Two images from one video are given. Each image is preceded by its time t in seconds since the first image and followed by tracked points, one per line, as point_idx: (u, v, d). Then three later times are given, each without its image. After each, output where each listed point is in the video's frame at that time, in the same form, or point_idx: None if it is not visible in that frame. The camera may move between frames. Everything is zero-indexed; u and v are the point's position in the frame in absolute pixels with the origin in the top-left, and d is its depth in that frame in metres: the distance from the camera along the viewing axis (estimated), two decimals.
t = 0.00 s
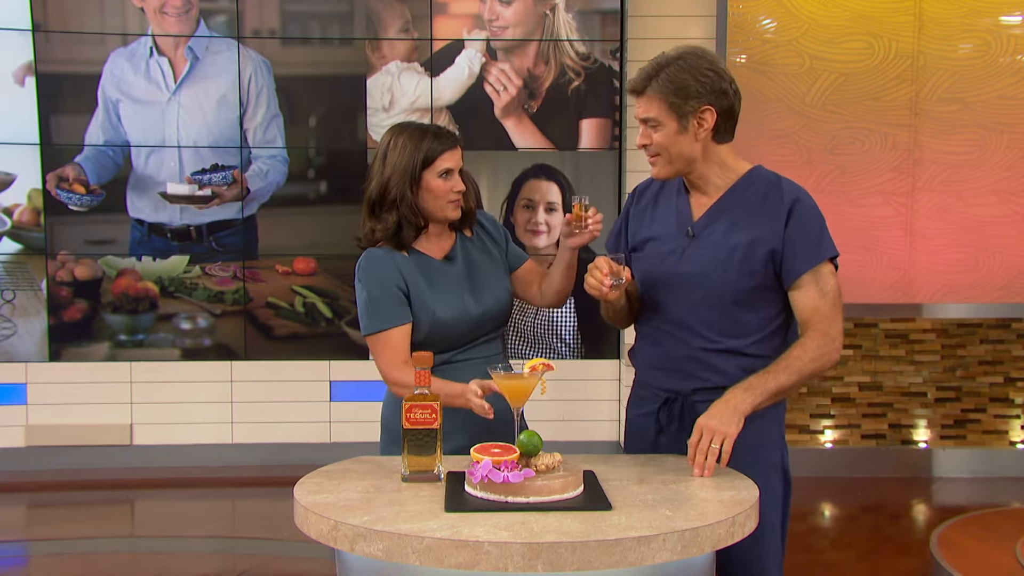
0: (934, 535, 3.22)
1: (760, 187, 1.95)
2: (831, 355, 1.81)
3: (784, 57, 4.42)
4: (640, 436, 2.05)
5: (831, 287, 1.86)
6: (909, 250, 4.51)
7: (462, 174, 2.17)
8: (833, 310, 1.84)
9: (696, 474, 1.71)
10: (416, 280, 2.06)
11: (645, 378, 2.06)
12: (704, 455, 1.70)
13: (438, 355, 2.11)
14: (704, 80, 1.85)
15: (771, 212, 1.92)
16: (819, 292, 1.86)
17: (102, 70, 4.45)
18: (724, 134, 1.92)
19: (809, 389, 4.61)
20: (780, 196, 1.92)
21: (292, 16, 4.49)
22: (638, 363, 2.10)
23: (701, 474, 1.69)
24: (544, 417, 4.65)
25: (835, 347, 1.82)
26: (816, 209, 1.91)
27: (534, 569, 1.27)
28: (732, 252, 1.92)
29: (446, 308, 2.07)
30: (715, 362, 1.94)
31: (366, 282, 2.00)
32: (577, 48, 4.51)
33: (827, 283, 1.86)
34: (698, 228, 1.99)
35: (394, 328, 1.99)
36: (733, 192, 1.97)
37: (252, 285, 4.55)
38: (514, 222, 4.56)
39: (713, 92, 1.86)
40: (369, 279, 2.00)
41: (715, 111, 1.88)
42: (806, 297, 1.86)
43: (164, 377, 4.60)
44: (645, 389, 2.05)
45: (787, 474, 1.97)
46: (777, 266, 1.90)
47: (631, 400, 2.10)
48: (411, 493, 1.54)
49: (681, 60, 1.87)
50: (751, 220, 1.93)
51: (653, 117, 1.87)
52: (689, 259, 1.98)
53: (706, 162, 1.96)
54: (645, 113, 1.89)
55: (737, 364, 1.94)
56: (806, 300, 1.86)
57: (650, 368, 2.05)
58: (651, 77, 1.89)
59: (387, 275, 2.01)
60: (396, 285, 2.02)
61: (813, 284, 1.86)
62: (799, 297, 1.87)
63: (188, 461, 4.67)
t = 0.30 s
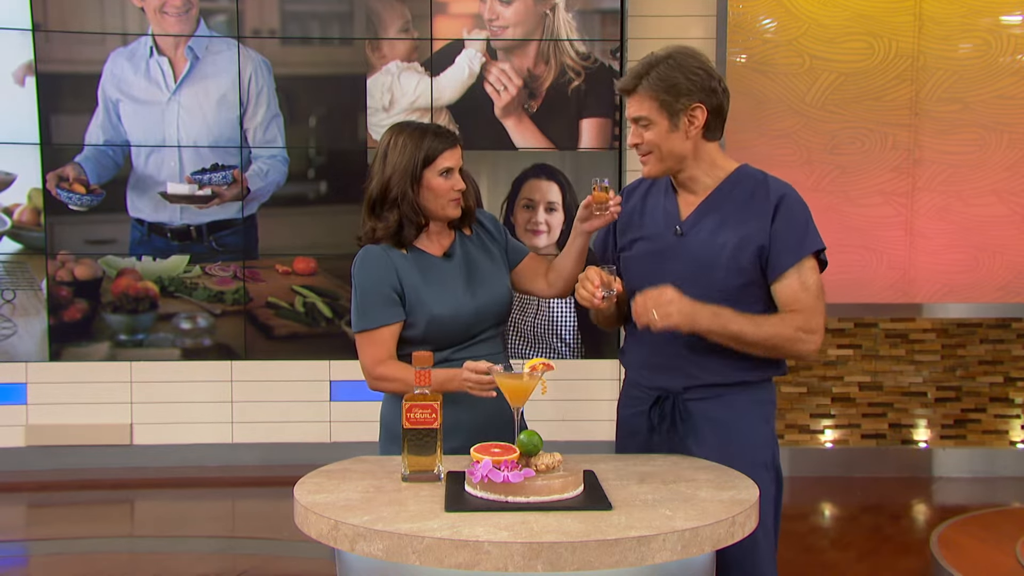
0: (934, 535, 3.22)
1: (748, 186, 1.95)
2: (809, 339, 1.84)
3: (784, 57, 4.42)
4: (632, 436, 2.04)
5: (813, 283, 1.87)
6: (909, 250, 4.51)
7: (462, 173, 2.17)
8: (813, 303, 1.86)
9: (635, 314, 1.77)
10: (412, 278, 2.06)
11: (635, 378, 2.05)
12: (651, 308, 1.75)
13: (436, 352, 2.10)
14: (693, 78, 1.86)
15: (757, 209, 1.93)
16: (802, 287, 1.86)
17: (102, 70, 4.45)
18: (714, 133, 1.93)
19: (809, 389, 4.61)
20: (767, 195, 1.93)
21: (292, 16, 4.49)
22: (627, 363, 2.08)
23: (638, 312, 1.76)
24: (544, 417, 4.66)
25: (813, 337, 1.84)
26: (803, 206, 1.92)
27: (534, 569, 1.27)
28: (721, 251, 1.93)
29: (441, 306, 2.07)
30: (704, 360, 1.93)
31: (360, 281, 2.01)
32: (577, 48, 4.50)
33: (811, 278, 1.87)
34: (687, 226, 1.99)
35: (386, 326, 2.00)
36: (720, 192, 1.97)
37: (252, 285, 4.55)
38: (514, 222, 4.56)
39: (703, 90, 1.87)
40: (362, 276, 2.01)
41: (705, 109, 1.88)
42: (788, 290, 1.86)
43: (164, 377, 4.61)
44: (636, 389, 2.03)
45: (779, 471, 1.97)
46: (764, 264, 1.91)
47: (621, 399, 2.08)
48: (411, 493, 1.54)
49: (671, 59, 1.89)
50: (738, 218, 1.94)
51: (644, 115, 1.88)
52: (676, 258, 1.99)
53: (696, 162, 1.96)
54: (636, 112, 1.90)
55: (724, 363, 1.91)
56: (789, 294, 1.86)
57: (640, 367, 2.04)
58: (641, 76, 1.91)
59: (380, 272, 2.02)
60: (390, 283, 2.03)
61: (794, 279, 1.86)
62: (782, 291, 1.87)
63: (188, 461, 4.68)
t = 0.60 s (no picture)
0: (934, 535, 3.22)
1: (736, 180, 1.96)
2: (734, 305, 1.79)
3: (784, 57, 4.42)
4: (626, 434, 2.04)
5: (765, 263, 1.85)
6: (909, 250, 4.51)
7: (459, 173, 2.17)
8: (756, 279, 1.83)
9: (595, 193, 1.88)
10: (410, 278, 2.06)
11: (627, 376, 2.05)
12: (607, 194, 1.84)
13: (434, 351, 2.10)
14: (700, 74, 1.87)
15: (737, 196, 1.94)
16: (752, 265, 1.85)
17: (102, 70, 4.45)
18: (715, 129, 1.94)
19: (808, 389, 4.62)
20: (752, 185, 1.94)
21: (292, 16, 4.49)
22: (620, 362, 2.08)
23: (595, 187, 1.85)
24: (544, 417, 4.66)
25: (739, 305, 1.80)
26: (789, 200, 1.91)
27: (534, 569, 1.27)
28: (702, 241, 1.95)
29: (438, 306, 2.07)
30: (696, 357, 1.92)
31: (358, 281, 2.01)
32: (577, 48, 4.50)
33: (765, 259, 1.85)
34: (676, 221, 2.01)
35: (383, 326, 2.00)
36: (709, 186, 1.98)
37: (252, 285, 4.55)
38: (514, 222, 4.55)
39: (708, 85, 1.87)
40: (360, 276, 2.01)
41: (710, 104, 1.89)
42: (744, 269, 1.85)
43: (164, 377, 4.61)
44: (630, 388, 2.03)
45: (772, 471, 1.96)
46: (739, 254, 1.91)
47: (614, 398, 2.08)
48: (411, 493, 1.54)
49: (677, 54, 1.89)
50: (721, 210, 1.95)
51: (650, 109, 1.87)
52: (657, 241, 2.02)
53: (696, 158, 1.96)
54: (641, 104, 1.89)
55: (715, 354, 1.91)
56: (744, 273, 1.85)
57: (632, 365, 2.03)
58: (648, 69, 1.90)
59: (378, 273, 2.02)
60: (389, 282, 2.02)
61: (751, 261, 1.85)
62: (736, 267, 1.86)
63: (189, 462, 4.68)
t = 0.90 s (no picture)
0: (934, 535, 3.22)
1: (726, 179, 1.96)
2: (726, 303, 1.78)
3: (785, 57, 4.42)
4: (620, 434, 2.04)
5: (754, 262, 1.84)
6: (908, 250, 4.51)
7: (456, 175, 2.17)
8: (745, 278, 1.82)
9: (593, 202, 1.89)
10: (409, 279, 2.06)
11: (621, 376, 2.04)
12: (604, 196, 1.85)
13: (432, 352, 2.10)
14: (693, 72, 1.88)
15: (726, 196, 1.94)
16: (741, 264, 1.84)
17: (102, 70, 4.45)
18: (705, 129, 1.95)
19: (808, 389, 4.62)
20: (741, 184, 1.94)
21: (292, 16, 4.49)
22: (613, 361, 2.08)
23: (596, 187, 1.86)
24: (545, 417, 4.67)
25: (728, 304, 1.78)
26: (778, 199, 1.91)
27: (534, 569, 1.27)
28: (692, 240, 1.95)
29: (436, 307, 2.07)
30: (689, 355, 1.92)
31: (357, 282, 2.00)
32: (577, 48, 4.50)
33: (754, 258, 1.85)
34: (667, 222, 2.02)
35: (382, 327, 1.99)
36: (699, 185, 1.98)
37: (252, 285, 4.55)
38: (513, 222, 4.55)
39: (701, 84, 1.89)
40: (358, 277, 2.00)
41: (701, 102, 1.90)
42: (734, 267, 1.84)
43: (164, 377, 4.61)
44: (624, 388, 2.03)
45: (767, 470, 1.95)
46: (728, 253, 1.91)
47: (608, 398, 2.08)
48: (412, 493, 1.54)
49: (672, 52, 1.90)
50: (711, 209, 1.95)
51: (643, 103, 1.88)
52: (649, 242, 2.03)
53: (686, 156, 1.97)
54: (634, 98, 1.89)
55: (710, 353, 1.91)
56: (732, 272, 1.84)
57: (625, 365, 2.03)
58: (641, 65, 1.91)
59: (376, 273, 2.01)
60: (387, 283, 2.02)
61: (740, 259, 1.85)
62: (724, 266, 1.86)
63: (188, 462, 4.68)
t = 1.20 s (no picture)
0: (933, 535, 3.22)
1: (717, 180, 1.96)
2: (736, 306, 1.79)
3: (784, 58, 4.42)
4: (619, 435, 2.03)
5: (758, 262, 1.85)
6: (908, 250, 4.51)
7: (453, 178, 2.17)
8: (750, 279, 1.83)
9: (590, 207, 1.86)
10: (408, 282, 2.05)
11: (620, 377, 2.04)
12: (605, 202, 1.81)
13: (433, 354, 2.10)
14: (688, 74, 1.90)
15: (721, 196, 1.94)
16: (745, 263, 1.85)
17: (102, 70, 4.45)
18: (692, 132, 1.96)
19: (808, 389, 4.62)
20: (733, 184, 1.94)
21: (292, 16, 4.49)
22: (612, 362, 2.07)
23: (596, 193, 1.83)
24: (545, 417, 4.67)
25: (739, 306, 1.79)
26: (770, 197, 1.92)
27: (534, 569, 1.27)
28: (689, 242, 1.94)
29: (437, 309, 2.07)
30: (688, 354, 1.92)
31: (356, 287, 1.99)
32: (577, 48, 4.50)
33: (757, 258, 1.85)
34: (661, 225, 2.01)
35: (383, 330, 1.99)
36: (689, 186, 1.98)
37: (252, 285, 4.55)
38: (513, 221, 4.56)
39: (693, 86, 1.91)
40: (358, 281, 2.00)
41: (691, 104, 1.92)
42: (738, 270, 1.84)
43: (164, 377, 4.61)
44: (624, 389, 2.02)
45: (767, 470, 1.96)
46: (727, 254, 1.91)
47: (607, 400, 2.07)
48: (411, 493, 1.54)
49: (669, 53, 1.93)
50: (705, 210, 1.95)
51: (634, 95, 1.89)
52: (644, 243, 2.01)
53: (671, 155, 1.97)
54: (626, 90, 1.90)
55: (710, 353, 1.91)
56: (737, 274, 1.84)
57: (624, 366, 2.02)
58: (636, 62, 1.93)
59: (376, 277, 2.01)
60: (387, 286, 2.02)
61: (742, 261, 1.85)
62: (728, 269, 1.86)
63: (188, 462, 4.68)
